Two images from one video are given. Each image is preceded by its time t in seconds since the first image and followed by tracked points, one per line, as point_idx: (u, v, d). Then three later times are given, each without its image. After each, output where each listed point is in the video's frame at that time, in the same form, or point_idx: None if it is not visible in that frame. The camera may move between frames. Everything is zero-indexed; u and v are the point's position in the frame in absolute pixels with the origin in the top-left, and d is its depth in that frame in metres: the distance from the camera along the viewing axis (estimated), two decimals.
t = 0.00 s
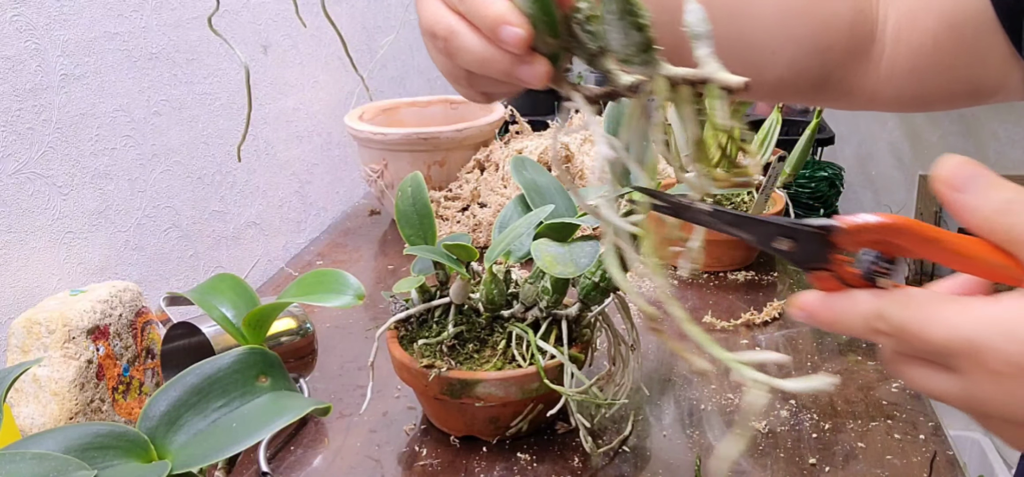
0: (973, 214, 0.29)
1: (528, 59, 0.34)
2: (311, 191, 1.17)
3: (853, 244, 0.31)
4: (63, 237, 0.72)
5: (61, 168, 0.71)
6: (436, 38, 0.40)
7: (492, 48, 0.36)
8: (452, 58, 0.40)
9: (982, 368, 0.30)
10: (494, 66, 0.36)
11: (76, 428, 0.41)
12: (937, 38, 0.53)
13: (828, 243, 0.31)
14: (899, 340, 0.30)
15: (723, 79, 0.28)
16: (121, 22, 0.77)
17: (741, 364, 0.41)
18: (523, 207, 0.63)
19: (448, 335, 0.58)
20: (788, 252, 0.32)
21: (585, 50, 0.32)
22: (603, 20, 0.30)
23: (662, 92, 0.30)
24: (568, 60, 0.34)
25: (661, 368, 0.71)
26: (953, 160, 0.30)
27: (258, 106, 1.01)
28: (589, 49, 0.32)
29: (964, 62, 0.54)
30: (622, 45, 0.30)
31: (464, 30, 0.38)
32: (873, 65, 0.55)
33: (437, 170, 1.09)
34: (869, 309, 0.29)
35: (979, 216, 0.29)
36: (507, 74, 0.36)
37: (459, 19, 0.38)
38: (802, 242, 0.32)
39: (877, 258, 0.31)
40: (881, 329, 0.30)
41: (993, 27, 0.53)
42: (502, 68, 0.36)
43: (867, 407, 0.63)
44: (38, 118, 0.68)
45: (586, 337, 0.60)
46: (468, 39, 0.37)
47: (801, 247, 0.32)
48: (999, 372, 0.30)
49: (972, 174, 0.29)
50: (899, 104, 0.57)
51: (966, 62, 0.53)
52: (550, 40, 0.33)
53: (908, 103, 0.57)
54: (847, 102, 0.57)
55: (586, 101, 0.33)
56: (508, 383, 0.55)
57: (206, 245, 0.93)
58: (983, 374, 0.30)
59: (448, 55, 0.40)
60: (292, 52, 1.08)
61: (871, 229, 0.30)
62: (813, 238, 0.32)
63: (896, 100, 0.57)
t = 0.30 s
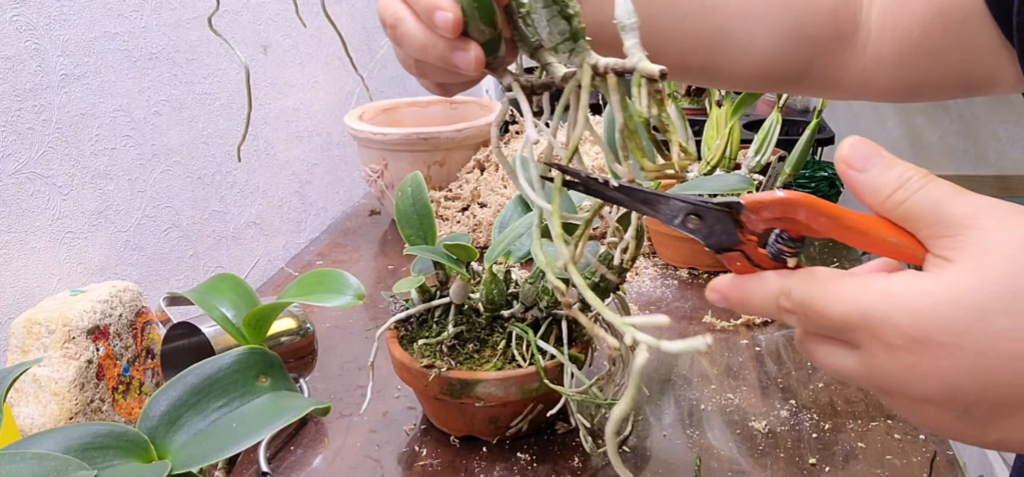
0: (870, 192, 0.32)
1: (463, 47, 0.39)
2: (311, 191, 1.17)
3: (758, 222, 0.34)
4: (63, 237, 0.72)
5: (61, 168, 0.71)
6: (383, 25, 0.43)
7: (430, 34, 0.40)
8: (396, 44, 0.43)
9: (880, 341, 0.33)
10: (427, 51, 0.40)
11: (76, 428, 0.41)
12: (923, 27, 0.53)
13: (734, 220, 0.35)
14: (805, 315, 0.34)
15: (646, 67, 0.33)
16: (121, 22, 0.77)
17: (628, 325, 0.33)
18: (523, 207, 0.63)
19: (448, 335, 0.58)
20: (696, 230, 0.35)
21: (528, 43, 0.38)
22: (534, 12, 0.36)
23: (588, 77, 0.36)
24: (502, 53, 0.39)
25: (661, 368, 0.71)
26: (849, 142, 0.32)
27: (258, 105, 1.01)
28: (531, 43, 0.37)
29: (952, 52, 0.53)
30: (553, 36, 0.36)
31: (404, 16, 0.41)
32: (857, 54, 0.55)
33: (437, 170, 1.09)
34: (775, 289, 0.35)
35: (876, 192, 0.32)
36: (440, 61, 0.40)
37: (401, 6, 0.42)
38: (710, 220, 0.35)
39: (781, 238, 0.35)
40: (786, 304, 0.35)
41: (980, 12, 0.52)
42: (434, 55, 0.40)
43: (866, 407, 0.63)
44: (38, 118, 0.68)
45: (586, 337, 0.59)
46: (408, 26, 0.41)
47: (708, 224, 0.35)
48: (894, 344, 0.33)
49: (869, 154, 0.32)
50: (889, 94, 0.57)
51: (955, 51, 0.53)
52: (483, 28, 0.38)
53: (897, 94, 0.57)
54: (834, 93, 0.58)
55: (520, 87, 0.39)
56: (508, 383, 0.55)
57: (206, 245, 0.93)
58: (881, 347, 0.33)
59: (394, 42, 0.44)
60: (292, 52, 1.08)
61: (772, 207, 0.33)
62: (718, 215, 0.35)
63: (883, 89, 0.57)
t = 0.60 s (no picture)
0: (851, 191, 0.33)
1: (452, 50, 0.39)
2: (310, 191, 1.17)
3: (741, 222, 0.34)
4: (63, 237, 0.72)
5: (60, 168, 0.71)
6: (378, 29, 0.44)
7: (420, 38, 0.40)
8: (390, 48, 0.44)
9: (861, 342, 0.33)
10: (419, 54, 0.41)
11: (75, 428, 0.41)
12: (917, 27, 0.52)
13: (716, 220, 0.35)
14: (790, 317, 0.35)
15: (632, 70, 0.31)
16: (121, 22, 0.77)
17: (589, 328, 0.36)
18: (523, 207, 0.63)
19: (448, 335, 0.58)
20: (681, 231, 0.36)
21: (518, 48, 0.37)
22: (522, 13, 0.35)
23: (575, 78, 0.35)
24: (492, 56, 0.39)
25: (661, 368, 0.71)
26: (831, 142, 0.33)
27: (258, 105, 1.01)
28: (522, 47, 0.37)
29: (948, 51, 0.52)
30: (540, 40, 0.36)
31: (398, 22, 0.42)
32: (852, 55, 0.55)
33: (437, 170, 1.09)
34: (758, 289, 0.35)
35: (857, 191, 0.33)
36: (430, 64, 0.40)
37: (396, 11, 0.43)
38: (694, 222, 0.35)
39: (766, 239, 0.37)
40: (770, 304, 0.35)
41: (972, 13, 0.51)
42: (425, 58, 0.40)
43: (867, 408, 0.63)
44: (38, 117, 0.68)
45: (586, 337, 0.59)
46: (401, 30, 0.42)
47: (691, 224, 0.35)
48: (874, 344, 0.33)
49: (849, 154, 0.33)
50: (888, 94, 0.57)
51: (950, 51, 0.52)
52: (471, 31, 0.38)
53: (894, 95, 0.57)
54: (832, 94, 0.58)
55: (510, 91, 0.38)
56: (508, 383, 0.55)
57: (206, 245, 0.93)
58: (860, 347, 0.34)
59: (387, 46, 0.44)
60: (292, 52, 1.08)
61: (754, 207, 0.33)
62: (704, 218, 0.35)
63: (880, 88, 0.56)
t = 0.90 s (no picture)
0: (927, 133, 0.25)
1: (458, 48, 0.39)
2: (311, 191, 1.17)
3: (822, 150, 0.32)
4: (63, 237, 0.72)
5: (60, 168, 0.71)
6: (382, 28, 0.44)
7: (426, 35, 0.41)
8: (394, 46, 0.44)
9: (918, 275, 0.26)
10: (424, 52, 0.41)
11: (75, 428, 0.41)
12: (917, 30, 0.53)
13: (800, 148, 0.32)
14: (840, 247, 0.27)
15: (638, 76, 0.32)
16: (121, 22, 0.77)
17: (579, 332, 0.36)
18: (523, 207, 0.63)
19: (448, 335, 0.58)
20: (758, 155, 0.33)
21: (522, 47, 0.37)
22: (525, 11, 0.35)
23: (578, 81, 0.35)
24: (494, 55, 0.39)
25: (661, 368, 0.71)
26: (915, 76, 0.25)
27: (258, 105, 1.01)
28: (524, 47, 0.37)
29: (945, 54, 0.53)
30: (545, 39, 0.35)
31: (402, 19, 0.42)
32: (852, 57, 0.55)
33: (437, 170, 1.09)
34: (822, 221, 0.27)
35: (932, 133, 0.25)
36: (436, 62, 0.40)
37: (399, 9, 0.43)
38: (772, 145, 0.33)
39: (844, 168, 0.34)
40: (829, 237, 0.27)
41: (971, 14, 0.52)
42: (430, 55, 0.40)
43: (867, 408, 0.63)
44: (38, 118, 0.68)
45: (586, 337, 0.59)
46: (405, 28, 0.42)
47: (771, 150, 0.33)
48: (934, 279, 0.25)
49: (938, 86, 0.25)
50: (885, 98, 0.57)
51: (948, 53, 0.53)
52: (476, 30, 0.38)
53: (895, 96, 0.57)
54: (832, 99, 0.58)
55: (512, 91, 0.38)
56: (508, 383, 0.55)
57: (206, 245, 0.93)
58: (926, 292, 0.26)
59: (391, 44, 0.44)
60: (292, 52, 1.08)
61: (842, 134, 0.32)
62: (786, 143, 0.32)
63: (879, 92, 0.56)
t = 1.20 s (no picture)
0: (901, 147, 0.26)
1: (472, 54, 0.39)
2: (310, 191, 1.17)
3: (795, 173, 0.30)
4: (63, 237, 0.72)
5: (60, 168, 0.71)
6: (394, 34, 0.45)
7: (439, 41, 0.41)
8: (408, 52, 0.44)
9: (893, 301, 0.27)
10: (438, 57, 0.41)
11: (75, 428, 0.41)
12: (924, 31, 0.53)
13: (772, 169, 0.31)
14: (823, 271, 0.28)
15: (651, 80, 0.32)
16: (121, 22, 0.77)
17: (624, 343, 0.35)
18: (523, 207, 0.63)
19: (448, 335, 0.58)
20: (737, 177, 0.31)
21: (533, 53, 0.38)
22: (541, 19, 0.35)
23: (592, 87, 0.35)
24: (508, 61, 0.39)
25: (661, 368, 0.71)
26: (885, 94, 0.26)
27: (258, 105, 1.01)
28: (537, 51, 0.37)
29: (953, 54, 0.53)
30: (558, 46, 0.35)
31: (415, 25, 0.42)
32: (858, 57, 0.55)
33: (437, 170, 1.09)
34: (801, 242, 0.28)
35: (906, 147, 0.26)
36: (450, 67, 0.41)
37: (412, 16, 0.43)
38: (748, 167, 0.31)
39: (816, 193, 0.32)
40: (807, 259, 0.28)
41: (977, 14, 0.52)
42: (444, 60, 0.41)
43: (867, 407, 0.63)
44: (38, 118, 0.68)
45: (586, 337, 0.59)
46: (418, 33, 0.42)
47: (746, 172, 0.31)
48: (908, 304, 0.26)
49: (908, 106, 0.26)
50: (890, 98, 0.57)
51: (955, 54, 0.53)
52: (489, 35, 0.38)
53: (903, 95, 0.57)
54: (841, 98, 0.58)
55: (525, 95, 0.38)
56: (508, 383, 0.55)
57: (206, 245, 0.93)
58: (895, 312, 0.27)
59: (403, 49, 0.45)
60: (292, 52, 1.08)
61: (807, 156, 0.30)
62: (760, 164, 0.31)
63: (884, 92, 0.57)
